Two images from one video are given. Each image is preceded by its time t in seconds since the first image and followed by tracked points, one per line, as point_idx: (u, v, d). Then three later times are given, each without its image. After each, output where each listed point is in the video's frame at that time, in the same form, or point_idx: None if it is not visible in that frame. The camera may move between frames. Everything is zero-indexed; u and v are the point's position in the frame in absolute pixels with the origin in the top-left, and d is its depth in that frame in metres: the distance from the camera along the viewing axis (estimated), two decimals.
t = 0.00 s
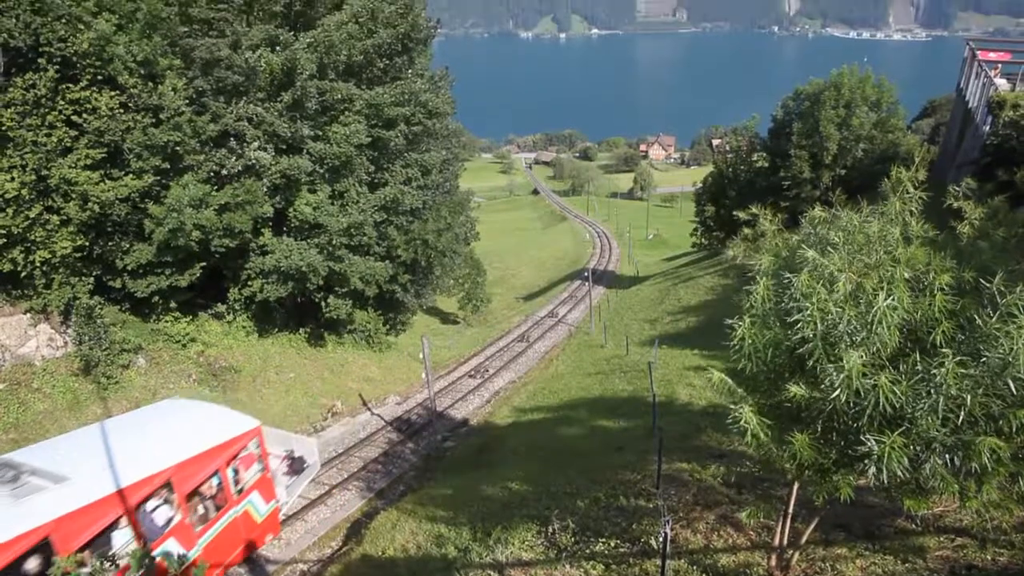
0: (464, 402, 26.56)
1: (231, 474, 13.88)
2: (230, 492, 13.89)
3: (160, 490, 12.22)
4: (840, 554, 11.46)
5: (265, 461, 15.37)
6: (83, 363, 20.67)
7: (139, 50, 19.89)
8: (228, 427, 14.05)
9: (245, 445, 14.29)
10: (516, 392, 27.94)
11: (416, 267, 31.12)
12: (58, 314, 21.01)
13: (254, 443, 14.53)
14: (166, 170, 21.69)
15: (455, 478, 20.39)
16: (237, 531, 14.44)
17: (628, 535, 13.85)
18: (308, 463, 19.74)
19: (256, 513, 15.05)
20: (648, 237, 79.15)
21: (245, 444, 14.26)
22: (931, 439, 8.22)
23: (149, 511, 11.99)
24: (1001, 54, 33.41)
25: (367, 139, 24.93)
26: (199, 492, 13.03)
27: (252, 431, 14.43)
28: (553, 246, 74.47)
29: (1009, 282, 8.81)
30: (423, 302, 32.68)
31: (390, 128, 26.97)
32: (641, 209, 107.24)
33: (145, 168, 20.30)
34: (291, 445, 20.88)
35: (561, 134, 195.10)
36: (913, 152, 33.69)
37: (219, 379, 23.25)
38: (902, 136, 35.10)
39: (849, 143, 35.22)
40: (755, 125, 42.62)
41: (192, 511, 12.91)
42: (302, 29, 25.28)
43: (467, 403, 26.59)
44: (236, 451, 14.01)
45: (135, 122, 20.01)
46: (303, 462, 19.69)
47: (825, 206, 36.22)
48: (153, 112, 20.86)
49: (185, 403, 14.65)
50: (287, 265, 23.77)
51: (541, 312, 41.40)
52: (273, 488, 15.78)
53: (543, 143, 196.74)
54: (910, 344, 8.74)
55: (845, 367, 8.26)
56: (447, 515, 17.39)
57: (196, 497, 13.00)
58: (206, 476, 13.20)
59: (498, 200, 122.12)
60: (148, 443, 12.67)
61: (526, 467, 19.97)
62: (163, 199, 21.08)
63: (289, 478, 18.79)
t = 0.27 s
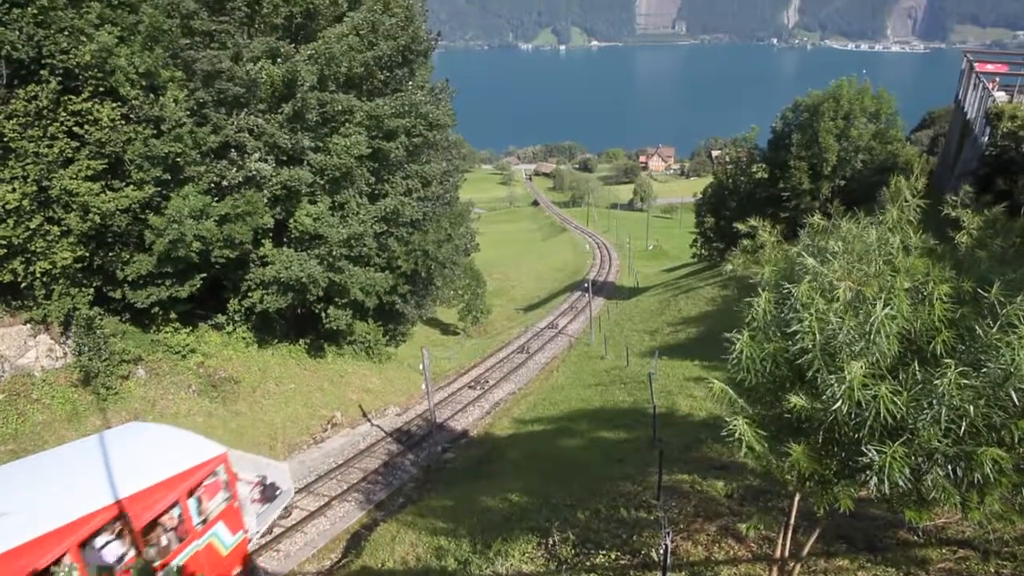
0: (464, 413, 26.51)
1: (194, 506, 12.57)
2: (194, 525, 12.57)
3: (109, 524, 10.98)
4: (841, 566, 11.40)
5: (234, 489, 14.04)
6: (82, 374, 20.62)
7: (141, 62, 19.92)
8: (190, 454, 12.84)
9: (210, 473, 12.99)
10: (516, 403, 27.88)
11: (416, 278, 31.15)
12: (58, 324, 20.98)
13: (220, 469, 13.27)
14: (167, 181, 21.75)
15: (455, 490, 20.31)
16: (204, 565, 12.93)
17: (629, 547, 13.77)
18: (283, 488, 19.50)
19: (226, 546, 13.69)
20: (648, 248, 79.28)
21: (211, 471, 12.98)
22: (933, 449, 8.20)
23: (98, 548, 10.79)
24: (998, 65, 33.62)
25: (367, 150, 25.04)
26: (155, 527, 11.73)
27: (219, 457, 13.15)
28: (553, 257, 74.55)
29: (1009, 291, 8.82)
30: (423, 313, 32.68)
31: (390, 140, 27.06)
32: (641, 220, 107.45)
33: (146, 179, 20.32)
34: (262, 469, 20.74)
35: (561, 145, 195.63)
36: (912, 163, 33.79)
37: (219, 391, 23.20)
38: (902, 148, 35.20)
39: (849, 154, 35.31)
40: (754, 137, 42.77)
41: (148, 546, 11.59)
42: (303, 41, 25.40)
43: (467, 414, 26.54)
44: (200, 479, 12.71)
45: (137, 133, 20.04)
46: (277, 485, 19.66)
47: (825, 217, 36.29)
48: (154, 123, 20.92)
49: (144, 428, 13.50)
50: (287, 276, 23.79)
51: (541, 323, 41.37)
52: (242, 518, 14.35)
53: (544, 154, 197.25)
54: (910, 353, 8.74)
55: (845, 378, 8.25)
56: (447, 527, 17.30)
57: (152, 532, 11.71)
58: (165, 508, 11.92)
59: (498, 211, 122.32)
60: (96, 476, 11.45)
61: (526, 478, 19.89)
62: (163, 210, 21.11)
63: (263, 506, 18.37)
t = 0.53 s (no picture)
0: (464, 425, 26.44)
1: (149, 540, 11.88)
2: (148, 561, 11.87)
3: (49, 563, 10.19)
4: None
5: (196, 519, 13.36)
6: (81, 385, 20.58)
7: (143, 74, 19.96)
8: (147, 484, 12.12)
9: (168, 505, 12.30)
10: (516, 415, 27.80)
11: (416, 290, 31.18)
12: (58, 335, 20.98)
13: (180, 500, 12.59)
14: (168, 192, 21.81)
15: (455, 501, 20.22)
16: None
17: (630, 560, 13.69)
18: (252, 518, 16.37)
19: None
20: (648, 260, 79.41)
21: (169, 503, 12.32)
22: (934, 460, 8.18)
23: None
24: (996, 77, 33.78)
25: (367, 162, 25.12)
26: (104, 564, 11.03)
27: (178, 488, 12.49)
28: (553, 269, 74.64)
29: (1008, 302, 8.82)
30: (423, 324, 32.67)
31: (391, 152, 27.17)
32: (641, 232, 107.67)
33: (146, 190, 20.37)
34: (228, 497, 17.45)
35: (561, 157, 196.24)
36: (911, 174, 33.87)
37: (219, 402, 23.14)
38: (901, 159, 35.30)
39: (848, 165, 35.40)
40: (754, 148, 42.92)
41: None
42: (304, 53, 25.52)
43: (468, 426, 26.47)
44: (156, 512, 12.04)
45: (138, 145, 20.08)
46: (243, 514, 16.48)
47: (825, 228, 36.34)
48: (155, 134, 21.00)
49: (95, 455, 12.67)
50: (287, 288, 23.81)
51: (541, 334, 41.34)
52: (204, 551, 13.65)
53: (544, 166, 197.82)
54: (910, 364, 8.74)
55: (844, 389, 8.25)
56: (447, 539, 17.20)
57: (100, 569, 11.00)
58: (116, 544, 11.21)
59: (498, 223, 122.57)
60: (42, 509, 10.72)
61: (527, 490, 19.82)
62: (164, 221, 21.16)
63: (230, 538, 15.68)
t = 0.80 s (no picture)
0: (464, 438, 26.35)
1: None
2: None
3: None
4: None
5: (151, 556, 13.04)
6: (81, 397, 20.54)
7: (145, 87, 20.00)
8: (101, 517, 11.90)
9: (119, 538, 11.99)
10: (516, 428, 27.70)
11: (416, 302, 31.20)
12: (57, 348, 20.95)
13: (134, 535, 12.33)
14: (169, 205, 21.87)
15: (455, 515, 20.12)
16: None
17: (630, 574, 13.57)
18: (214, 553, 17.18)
19: None
20: (648, 272, 79.46)
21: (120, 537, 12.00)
22: (935, 473, 8.15)
23: None
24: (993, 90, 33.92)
25: (368, 174, 25.20)
26: None
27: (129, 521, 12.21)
28: (553, 281, 74.68)
29: (1008, 313, 8.80)
30: (423, 337, 32.65)
31: (391, 164, 27.29)
32: (641, 245, 107.84)
33: (147, 203, 20.40)
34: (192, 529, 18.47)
35: (562, 170, 196.86)
36: (910, 187, 33.97)
37: (218, 414, 23.07)
38: (900, 171, 35.41)
39: (847, 178, 35.51)
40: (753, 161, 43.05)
41: None
42: (305, 67, 25.65)
43: (468, 439, 26.38)
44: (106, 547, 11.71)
45: (139, 157, 20.13)
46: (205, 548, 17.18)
47: (824, 241, 36.37)
48: (157, 147, 21.08)
49: (57, 485, 12.60)
50: (287, 300, 23.82)
51: (541, 347, 41.28)
52: None
53: (544, 179, 198.32)
54: (910, 376, 8.72)
55: (843, 403, 8.25)
56: (446, 552, 17.11)
57: None
58: None
59: (498, 235, 122.72)
60: None
61: (527, 503, 19.74)
62: (164, 233, 21.21)
63: (193, 572, 15.94)
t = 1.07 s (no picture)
0: (464, 451, 26.25)
1: None
2: None
3: None
4: None
5: None
6: (80, 410, 20.50)
7: (146, 100, 20.05)
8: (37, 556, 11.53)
9: None
10: (516, 441, 27.60)
11: (416, 315, 31.19)
12: (56, 360, 20.94)
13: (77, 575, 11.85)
14: (169, 217, 21.92)
15: (454, 529, 20.01)
16: None
17: None
18: None
19: None
20: (648, 285, 79.47)
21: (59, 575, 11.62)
22: (936, 486, 8.13)
23: None
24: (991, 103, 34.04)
25: (368, 188, 25.27)
26: None
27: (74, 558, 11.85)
28: (553, 294, 74.67)
29: (1007, 326, 8.80)
30: (423, 350, 32.62)
31: (391, 178, 27.39)
32: (641, 257, 107.93)
33: (148, 215, 20.43)
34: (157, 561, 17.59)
35: (562, 183, 197.43)
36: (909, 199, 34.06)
37: (217, 427, 23.00)
38: (899, 184, 35.50)
39: (846, 190, 35.61)
40: (753, 174, 43.18)
41: None
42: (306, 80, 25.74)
43: (467, 452, 26.28)
44: None
45: (140, 170, 20.17)
46: None
47: (825, 253, 36.40)
48: (158, 160, 21.10)
49: None
50: (287, 312, 23.82)
51: (542, 360, 41.20)
52: None
53: (544, 192, 198.85)
54: (910, 389, 8.72)
55: (843, 416, 8.26)
56: (445, 566, 17.00)
57: None
58: None
59: (498, 248, 122.84)
60: None
61: (527, 516, 19.63)
62: (164, 246, 21.26)
63: None
